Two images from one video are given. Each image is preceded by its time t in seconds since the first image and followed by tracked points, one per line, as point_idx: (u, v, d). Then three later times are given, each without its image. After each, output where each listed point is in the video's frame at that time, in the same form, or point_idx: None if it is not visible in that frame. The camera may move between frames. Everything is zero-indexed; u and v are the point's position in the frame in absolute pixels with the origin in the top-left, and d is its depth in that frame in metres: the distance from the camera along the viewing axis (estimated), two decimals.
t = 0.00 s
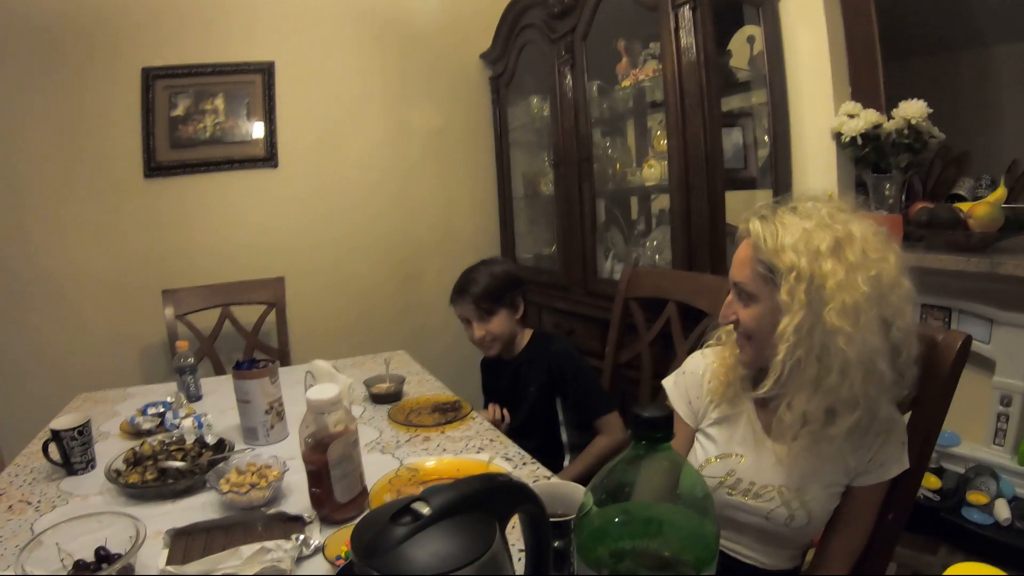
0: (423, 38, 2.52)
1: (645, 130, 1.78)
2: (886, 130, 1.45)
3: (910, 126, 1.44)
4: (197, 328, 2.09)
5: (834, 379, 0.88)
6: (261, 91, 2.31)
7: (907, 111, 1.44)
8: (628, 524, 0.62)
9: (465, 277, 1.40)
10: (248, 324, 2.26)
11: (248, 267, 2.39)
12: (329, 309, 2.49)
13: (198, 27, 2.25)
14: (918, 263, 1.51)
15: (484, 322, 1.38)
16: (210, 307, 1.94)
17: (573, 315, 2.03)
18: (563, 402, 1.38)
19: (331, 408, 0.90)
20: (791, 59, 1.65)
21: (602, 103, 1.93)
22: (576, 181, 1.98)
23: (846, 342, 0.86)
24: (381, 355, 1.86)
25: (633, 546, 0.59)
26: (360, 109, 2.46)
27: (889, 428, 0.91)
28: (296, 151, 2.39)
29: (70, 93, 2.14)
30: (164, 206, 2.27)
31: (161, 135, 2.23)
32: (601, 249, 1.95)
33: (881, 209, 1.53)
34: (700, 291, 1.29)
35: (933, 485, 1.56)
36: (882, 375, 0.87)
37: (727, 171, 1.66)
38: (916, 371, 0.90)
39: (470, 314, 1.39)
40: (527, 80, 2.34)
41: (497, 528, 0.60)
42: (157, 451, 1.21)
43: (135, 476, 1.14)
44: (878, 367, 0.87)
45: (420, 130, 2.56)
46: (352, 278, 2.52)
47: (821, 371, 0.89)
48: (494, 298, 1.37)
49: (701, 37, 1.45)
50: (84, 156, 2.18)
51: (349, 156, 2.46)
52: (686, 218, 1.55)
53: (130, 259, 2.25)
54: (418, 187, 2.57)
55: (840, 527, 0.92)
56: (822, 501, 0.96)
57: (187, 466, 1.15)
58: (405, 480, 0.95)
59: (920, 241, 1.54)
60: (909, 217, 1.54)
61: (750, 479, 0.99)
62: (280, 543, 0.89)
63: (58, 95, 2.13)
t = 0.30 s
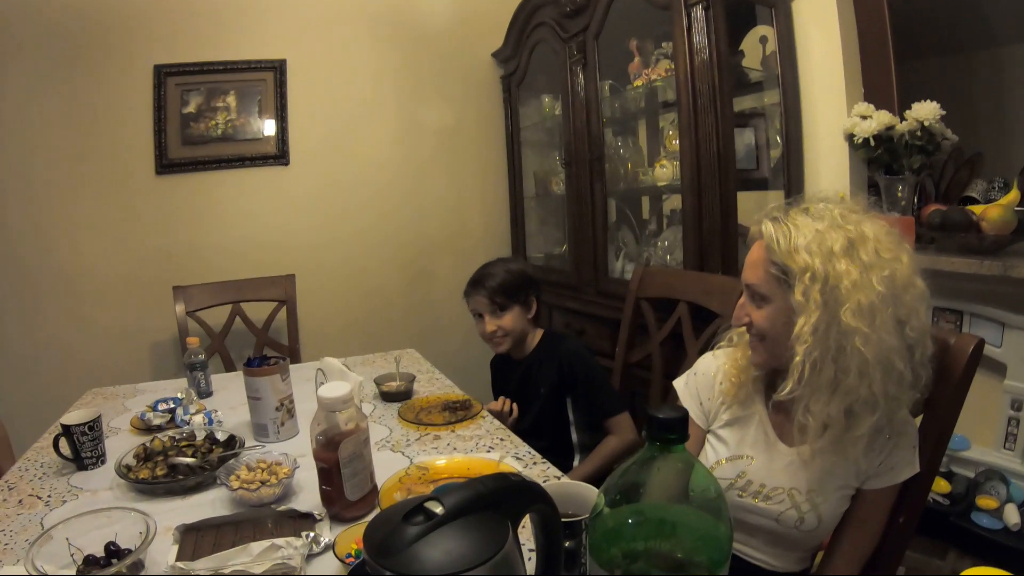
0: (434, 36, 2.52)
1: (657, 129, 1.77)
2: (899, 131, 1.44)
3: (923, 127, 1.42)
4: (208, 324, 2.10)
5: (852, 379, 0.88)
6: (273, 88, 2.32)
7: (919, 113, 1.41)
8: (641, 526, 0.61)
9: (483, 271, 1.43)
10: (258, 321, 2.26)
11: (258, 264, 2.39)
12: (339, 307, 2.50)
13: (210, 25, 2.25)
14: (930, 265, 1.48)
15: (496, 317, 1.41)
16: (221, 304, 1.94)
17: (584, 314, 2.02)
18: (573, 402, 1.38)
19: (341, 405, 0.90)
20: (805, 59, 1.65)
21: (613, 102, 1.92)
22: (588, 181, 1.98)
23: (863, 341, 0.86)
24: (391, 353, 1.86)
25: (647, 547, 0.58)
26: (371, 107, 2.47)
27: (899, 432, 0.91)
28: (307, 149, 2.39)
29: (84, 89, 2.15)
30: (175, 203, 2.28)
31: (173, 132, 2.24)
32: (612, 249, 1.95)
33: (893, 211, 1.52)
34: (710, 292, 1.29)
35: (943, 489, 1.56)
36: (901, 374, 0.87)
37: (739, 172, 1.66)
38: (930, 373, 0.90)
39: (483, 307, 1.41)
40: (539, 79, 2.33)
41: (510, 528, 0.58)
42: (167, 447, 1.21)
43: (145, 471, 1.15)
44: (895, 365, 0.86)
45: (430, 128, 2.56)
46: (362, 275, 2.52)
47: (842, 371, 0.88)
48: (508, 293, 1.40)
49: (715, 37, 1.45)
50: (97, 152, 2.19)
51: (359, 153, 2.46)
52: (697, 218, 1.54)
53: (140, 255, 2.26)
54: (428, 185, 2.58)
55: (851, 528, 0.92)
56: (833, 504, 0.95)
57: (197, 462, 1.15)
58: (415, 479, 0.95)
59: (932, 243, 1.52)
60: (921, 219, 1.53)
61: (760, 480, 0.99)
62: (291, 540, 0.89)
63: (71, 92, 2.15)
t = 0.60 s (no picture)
0: (444, 34, 2.52)
1: (668, 128, 1.77)
2: (911, 133, 1.43)
3: (936, 129, 1.40)
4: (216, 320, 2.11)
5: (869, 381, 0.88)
6: (283, 85, 2.32)
7: (931, 115, 1.40)
8: (661, 526, 0.60)
9: (493, 266, 1.41)
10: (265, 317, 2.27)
11: (265, 261, 2.39)
12: (346, 303, 2.50)
13: (220, 21, 2.25)
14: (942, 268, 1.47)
15: (510, 310, 1.38)
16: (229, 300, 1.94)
17: (593, 313, 2.02)
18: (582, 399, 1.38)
19: (351, 403, 0.89)
20: (818, 59, 1.64)
21: (624, 101, 1.92)
22: (598, 180, 1.98)
23: (881, 341, 0.87)
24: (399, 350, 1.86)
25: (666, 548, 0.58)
26: (380, 104, 2.46)
27: (911, 433, 0.90)
28: (316, 145, 2.39)
29: (94, 84, 2.16)
30: (183, 199, 2.28)
31: (182, 127, 2.24)
32: (621, 248, 1.94)
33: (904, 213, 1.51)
34: (721, 292, 1.29)
35: (951, 494, 1.54)
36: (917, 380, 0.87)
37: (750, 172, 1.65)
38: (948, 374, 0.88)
39: (497, 302, 1.39)
40: (549, 77, 2.33)
41: (527, 529, 0.58)
42: (175, 443, 1.21)
43: (153, 467, 1.14)
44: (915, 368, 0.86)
45: (439, 126, 2.56)
46: (369, 272, 2.52)
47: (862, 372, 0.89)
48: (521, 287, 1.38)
49: (728, 36, 1.44)
50: (106, 147, 2.19)
51: (367, 151, 2.46)
52: (708, 218, 1.54)
53: (148, 250, 2.27)
54: (436, 183, 2.57)
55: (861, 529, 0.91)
56: (845, 506, 0.94)
57: (206, 459, 1.14)
58: (425, 477, 0.95)
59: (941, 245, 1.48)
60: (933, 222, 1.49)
61: (773, 482, 0.98)
62: (300, 538, 0.89)
63: (81, 87, 2.15)
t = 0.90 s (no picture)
0: (455, 33, 2.52)
1: (680, 130, 1.77)
2: (922, 135, 1.42)
3: (948, 132, 1.40)
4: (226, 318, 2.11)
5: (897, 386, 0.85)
6: (294, 84, 2.32)
7: (944, 117, 1.39)
8: (688, 526, 0.61)
9: (523, 256, 1.47)
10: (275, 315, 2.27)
11: (274, 259, 2.40)
12: (354, 302, 2.50)
13: (231, 20, 2.26)
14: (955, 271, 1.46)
15: (537, 299, 1.44)
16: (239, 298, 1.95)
17: (604, 314, 2.02)
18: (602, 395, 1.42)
19: (368, 402, 0.89)
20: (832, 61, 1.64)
21: (635, 102, 1.92)
22: (609, 181, 1.98)
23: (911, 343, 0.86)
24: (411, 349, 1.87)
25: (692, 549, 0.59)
26: (390, 104, 2.47)
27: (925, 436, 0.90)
28: (327, 144, 2.40)
29: (107, 82, 2.17)
30: (194, 197, 2.28)
31: (194, 126, 2.25)
32: (632, 249, 1.95)
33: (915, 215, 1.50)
34: (733, 293, 1.29)
35: (962, 496, 1.54)
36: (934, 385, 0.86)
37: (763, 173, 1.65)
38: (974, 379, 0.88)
39: (524, 290, 1.45)
40: (561, 77, 2.33)
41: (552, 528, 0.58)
42: (188, 441, 1.21)
43: (166, 464, 1.15)
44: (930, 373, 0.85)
45: (450, 125, 2.56)
46: (379, 271, 2.52)
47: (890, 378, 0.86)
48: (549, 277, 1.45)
49: (742, 38, 1.44)
50: (118, 145, 2.20)
51: (377, 150, 2.46)
52: (721, 219, 1.54)
53: (157, 248, 2.27)
54: (447, 182, 2.58)
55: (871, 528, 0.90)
56: (856, 505, 0.94)
57: (220, 457, 1.15)
58: (441, 477, 0.95)
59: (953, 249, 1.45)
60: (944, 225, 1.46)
61: (785, 479, 0.98)
62: (317, 537, 0.89)
63: (94, 85, 2.16)
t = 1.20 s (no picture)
0: (462, 31, 2.52)
1: (690, 127, 1.77)
2: (933, 133, 1.41)
3: (958, 129, 1.38)
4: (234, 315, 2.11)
5: (945, 389, 0.88)
6: (302, 81, 2.32)
7: (954, 114, 1.38)
8: (716, 518, 0.62)
9: (537, 256, 1.49)
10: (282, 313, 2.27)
11: (281, 257, 2.39)
12: (361, 300, 2.50)
13: (239, 17, 2.26)
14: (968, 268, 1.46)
15: (553, 300, 1.45)
16: (247, 295, 1.95)
17: (613, 312, 2.01)
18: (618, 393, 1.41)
19: (381, 397, 0.89)
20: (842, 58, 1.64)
21: (645, 99, 1.91)
22: (618, 178, 1.98)
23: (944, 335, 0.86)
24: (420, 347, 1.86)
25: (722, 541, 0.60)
26: (398, 101, 2.46)
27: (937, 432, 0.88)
28: (334, 142, 2.39)
29: (114, 79, 2.17)
30: (201, 194, 2.28)
31: (202, 123, 2.25)
32: (642, 247, 1.95)
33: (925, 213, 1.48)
34: (745, 291, 1.29)
35: (975, 495, 1.54)
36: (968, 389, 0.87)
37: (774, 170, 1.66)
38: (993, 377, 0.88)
39: (540, 291, 1.46)
40: (570, 75, 2.32)
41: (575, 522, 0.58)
42: (197, 437, 1.21)
43: (176, 461, 1.15)
44: (969, 377, 0.87)
45: (457, 123, 2.55)
46: (386, 268, 2.52)
47: (941, 379, 0.88)
48: (565, 280, 1.46)
49: (753, 34, 1.44)
50: (125, 142, 2.20)
51: (385, 148, 2.46)
52: (732, 217, 1.53)
53: (164, 245, 2.27)
54: (454, 180, 2.57)
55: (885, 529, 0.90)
56: (874, 502, 0.95)
57: (230, 453, 1.15)
58: (453, 473, 0.96)
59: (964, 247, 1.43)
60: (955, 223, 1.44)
61: (802, 476, 0.98)
62: (330, 534, 0.89)
63: (102, 82, 2.16)
